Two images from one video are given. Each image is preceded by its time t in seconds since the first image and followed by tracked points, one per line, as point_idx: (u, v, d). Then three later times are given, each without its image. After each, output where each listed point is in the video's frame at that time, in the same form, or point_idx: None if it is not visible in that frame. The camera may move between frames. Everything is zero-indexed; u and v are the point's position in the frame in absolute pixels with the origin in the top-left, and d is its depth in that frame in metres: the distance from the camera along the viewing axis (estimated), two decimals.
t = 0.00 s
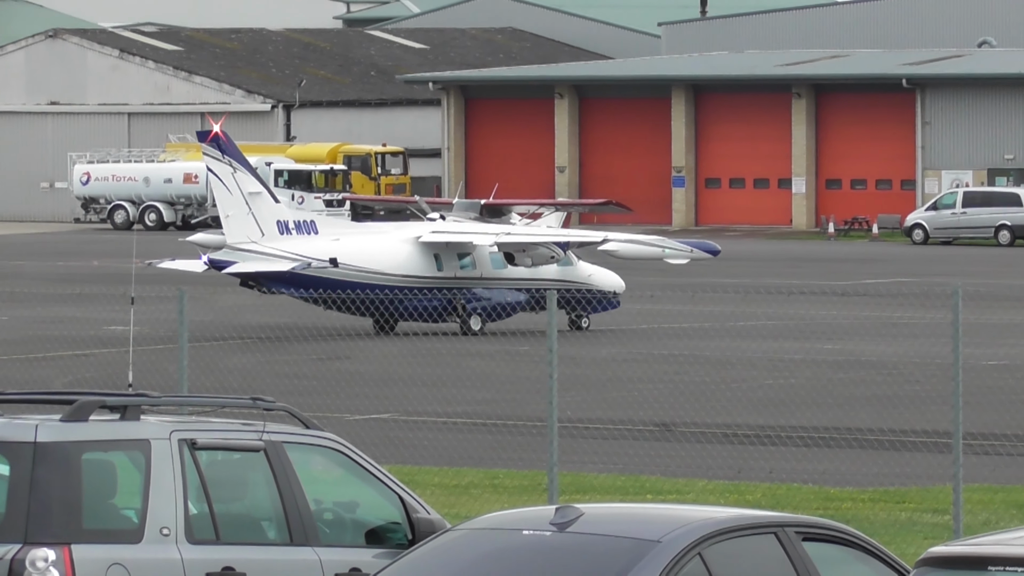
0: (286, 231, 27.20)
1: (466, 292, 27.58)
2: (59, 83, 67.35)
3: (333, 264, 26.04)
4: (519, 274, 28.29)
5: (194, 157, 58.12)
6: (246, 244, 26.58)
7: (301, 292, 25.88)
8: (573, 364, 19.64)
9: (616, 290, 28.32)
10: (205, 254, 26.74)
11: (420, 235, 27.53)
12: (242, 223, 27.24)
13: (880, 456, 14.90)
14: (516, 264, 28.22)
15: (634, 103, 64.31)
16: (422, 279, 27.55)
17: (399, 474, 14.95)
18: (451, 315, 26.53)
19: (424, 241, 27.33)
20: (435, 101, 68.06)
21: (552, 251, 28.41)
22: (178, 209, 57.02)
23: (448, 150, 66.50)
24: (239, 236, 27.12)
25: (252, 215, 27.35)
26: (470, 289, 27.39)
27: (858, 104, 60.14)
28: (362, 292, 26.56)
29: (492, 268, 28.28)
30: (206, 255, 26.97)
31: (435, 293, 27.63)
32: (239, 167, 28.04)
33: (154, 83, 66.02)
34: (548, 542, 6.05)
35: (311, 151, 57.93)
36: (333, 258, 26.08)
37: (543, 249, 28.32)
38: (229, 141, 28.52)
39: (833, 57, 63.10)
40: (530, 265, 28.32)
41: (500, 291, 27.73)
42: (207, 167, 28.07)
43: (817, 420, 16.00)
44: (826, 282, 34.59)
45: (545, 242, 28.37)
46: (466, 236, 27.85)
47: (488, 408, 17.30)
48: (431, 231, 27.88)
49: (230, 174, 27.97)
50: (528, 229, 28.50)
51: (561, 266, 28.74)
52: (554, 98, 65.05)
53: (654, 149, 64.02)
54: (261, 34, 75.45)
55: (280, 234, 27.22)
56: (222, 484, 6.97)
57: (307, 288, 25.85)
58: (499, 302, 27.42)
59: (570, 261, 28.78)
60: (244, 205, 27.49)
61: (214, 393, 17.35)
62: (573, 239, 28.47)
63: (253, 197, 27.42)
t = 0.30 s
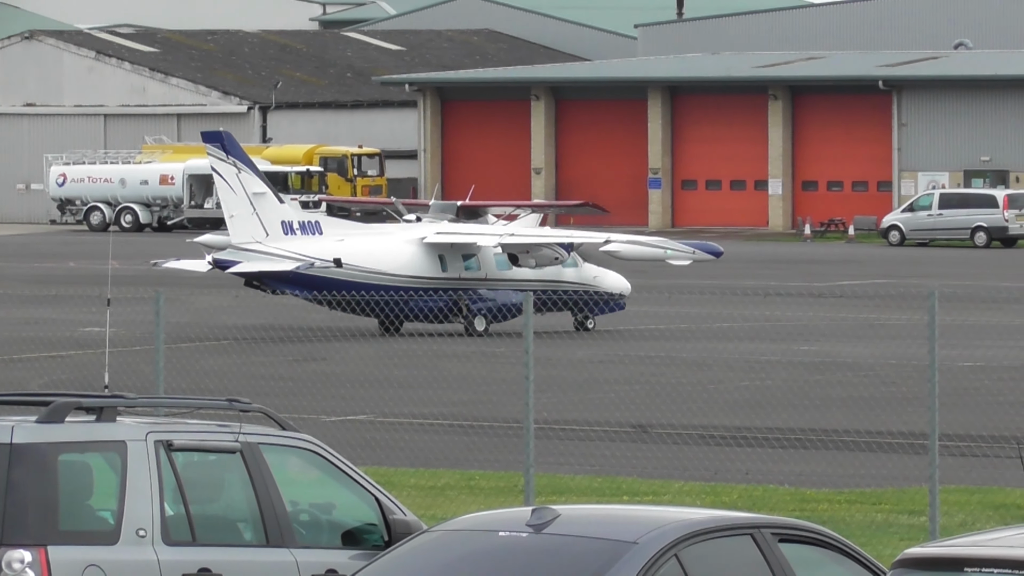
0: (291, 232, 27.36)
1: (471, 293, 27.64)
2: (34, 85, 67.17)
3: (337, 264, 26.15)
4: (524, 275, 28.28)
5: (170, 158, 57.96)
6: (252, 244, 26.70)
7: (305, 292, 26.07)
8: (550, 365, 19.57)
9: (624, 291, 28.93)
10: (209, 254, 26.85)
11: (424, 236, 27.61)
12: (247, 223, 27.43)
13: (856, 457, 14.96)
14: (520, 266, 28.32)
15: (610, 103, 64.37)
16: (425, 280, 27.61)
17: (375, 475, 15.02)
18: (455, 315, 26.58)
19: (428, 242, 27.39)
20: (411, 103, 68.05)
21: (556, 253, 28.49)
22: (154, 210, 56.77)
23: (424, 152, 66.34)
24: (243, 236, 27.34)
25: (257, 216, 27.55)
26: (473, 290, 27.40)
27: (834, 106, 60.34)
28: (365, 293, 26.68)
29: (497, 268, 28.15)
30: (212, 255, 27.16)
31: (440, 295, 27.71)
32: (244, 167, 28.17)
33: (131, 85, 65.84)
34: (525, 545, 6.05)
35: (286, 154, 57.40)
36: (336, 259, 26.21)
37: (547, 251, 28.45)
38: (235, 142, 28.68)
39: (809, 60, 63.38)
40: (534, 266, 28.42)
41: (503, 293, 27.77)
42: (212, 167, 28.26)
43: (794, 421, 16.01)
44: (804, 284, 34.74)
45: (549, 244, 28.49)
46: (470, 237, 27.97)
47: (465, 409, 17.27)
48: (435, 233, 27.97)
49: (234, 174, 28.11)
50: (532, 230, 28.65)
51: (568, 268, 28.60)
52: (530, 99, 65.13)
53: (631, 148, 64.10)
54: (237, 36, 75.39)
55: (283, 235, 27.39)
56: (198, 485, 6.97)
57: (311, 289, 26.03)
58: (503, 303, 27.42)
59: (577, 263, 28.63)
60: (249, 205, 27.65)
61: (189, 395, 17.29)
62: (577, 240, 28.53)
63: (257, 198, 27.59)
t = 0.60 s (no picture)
0: (292, 232, 27.66)
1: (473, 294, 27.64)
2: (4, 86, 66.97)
3: (338, 265, 26.09)
4: (527, 275, 28.17)
5: (141, 158, 57.84)
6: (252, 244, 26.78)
7: (306, 293, 25.99)
8: (523, 367, 19.44)
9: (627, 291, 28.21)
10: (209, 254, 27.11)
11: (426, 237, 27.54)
12: (248, 224, 27.82)
13: (828, 458, 14.99)
14: (521, 266, 28.28)
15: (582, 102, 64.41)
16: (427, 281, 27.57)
17: (347, 476, 15.01)
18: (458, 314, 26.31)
19: (430, 243, 27.33)
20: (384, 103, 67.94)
21: (557, 253, 28.43)
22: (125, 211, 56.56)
23: (396, 152, 66.18)
24: (244, 237, 27.74)
25: (258, 216, 27.91)
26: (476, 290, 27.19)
27: (807, 106, 60.52)
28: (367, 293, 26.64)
29: (499, 269, 28.06)
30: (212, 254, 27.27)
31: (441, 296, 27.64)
32: (245, 168, 28.56)
33: (102, 85, 65.69)
34: (497, 545, 6.04)
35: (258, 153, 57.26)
36: (337, 259, 26.14)
37: (548, 251, 28.40)
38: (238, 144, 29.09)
39: (782, 60, 63.55)
40: (535, 267, 28.37)
41: (507, 293, 27.69)
42: (215, 169, 28.68)
43: (764, 422, 15.97)
44: (777, 285, 34.80)
45: (550, 245, 28.47)
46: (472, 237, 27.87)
47: (437, 410, 17.21)
48: (437, 233, 27.91)
49: (236, 175, 28.50)
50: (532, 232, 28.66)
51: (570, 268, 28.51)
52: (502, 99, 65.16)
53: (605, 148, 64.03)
54: (207, 36, 75.23)
55: (284, 235, 27.67)
56: (171, 486, 6.91)
57: (311, 289, 25.95)
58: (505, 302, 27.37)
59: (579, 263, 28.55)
60: (250, 206, 28.05)
61: (159, 397, 17.21)
62: (577, 241, 28.48)
63: (258, 199, 27.96)
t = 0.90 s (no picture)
0: (279, 227, 26.79)
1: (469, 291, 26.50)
2: None
3: (327, 260, 25.51)
4: (527, 271, 26.93)
5: (91, 151, 57.10)
6: (238, 240, 26.55)
7: (294, 289, 25.42)
8: (488, 369, 18.70)
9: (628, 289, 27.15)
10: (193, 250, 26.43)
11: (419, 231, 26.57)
12: (234, 218, 26.95)
13: (810, 463, 14.36)
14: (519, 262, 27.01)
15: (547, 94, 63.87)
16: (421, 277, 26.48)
17: (304, 482, 14.29)
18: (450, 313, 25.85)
19: (423, 237, 26.33)
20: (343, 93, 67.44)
21: (556, 249, 27.31)
22: (73, 205, 55.59)
23: (357, 144, 65.47)
24: (230, 232, 26.89)
25: (244, 210, 27.05)
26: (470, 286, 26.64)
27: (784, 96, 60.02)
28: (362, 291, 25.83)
29: (496, 265, 26.87)
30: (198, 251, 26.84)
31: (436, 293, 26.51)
32: (230, 160, 27.71)
33: (50, 73, 65.38)
34: (461, 554, 5.52)
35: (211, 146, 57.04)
36: (327, 256, 25.57)
37: (546, 247, 27.27)
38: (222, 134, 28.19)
39: (759, 48, 63.03)
40: (533, 263, 27.12)
41: (505, 291, 26.56)
42: (198, 160, 27.79)
43: (743, 428, 15.31)
44: (752, 282, 34.13)
45: (548, 241, 27.35)
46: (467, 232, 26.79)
47: (400, 414, 16.48)
48: (431, 228, 26.87)
49: (220, 167, 27.64)
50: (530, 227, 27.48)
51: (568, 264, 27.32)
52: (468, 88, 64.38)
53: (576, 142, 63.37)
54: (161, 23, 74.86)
55: (271, 230, 26.79)
56: (120, 492, 6.56)
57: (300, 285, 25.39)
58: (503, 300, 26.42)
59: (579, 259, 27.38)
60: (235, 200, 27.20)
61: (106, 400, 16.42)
62: (578, 237, 27.33)
63: (244, 192, 27.15)
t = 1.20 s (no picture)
0: (273, 223, 25.89)
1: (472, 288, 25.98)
2: None
3: (323, 259, 24.64)
4: (533, 268, 26.33)
5: (41, 142, 56.22)
6: (229, 236, 25.69)
7: (289, 289, 24.46)
8: (460, 372, 17.89)
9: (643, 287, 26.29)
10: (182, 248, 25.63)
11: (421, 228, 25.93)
12: (225, 214, 26.00)
13: (799, 471, 13.64)
14: (526, 258, 26.47)
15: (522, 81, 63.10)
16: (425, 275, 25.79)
17: (266, 492, 13.50)
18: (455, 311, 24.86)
19: (425, 234, 25.68)
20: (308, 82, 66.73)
21: (563, 246, 26.86)
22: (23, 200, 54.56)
23: (322, 136, 64.34)
24: (221, 229, 25.93)
25: (237, 206, 26.10)
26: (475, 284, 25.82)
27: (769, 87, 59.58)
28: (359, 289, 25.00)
29: (502, 262, 26.26)
30: (185, 248, 25.92)
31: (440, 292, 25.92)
32: (221, 153, 26.70)
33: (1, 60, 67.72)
34: (430, 567, 5.55)
35: (169, 137, 56.02)
36: (323, 254, 24.71)
37: (553, 243, 26.83)
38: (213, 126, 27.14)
39: (745, 34, 62.46)
40: (539, 259, 26.62)
41: (511, 289, 25.84)
42: (187, 153, 26.73)
43: (727, 431, 14.61)
44: (736, 281, 33.39)
45: (555, 238, 26.93)
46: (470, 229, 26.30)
47: (366, 420, 15.66)
48: (433, 224, 26.32)
49: (211, 160, 26.62)
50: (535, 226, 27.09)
51: (579, 262, 26.81)
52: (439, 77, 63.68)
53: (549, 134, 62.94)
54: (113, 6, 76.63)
55: (265, 226, 25.89)
56: (72, 505, 6.38)
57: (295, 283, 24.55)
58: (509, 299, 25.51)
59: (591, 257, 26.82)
60: (227, 195, 26.23)
61: (57, 403, 15.47)
62: (586, 233, 26.85)
63: (236, 186, 26.20)
